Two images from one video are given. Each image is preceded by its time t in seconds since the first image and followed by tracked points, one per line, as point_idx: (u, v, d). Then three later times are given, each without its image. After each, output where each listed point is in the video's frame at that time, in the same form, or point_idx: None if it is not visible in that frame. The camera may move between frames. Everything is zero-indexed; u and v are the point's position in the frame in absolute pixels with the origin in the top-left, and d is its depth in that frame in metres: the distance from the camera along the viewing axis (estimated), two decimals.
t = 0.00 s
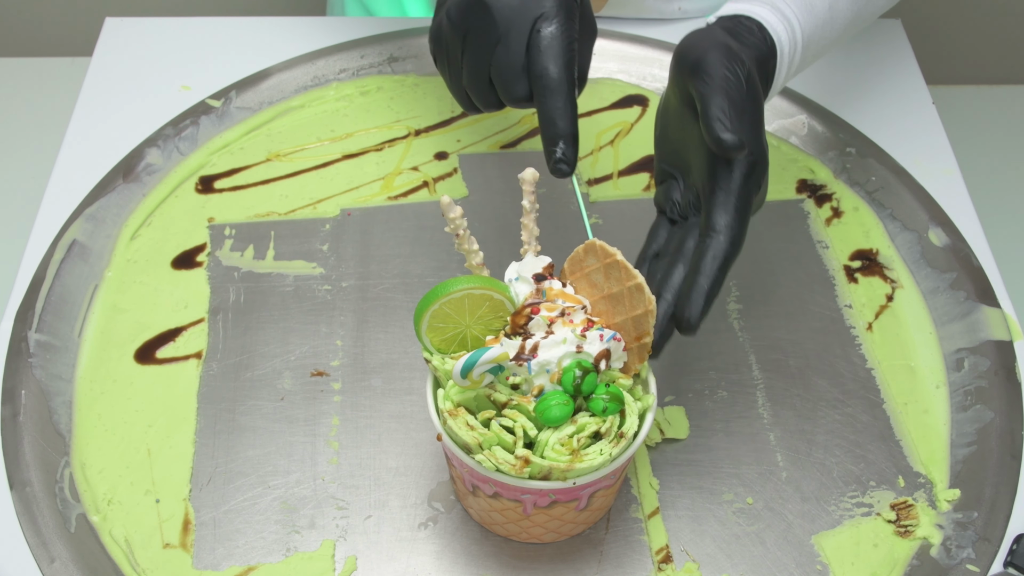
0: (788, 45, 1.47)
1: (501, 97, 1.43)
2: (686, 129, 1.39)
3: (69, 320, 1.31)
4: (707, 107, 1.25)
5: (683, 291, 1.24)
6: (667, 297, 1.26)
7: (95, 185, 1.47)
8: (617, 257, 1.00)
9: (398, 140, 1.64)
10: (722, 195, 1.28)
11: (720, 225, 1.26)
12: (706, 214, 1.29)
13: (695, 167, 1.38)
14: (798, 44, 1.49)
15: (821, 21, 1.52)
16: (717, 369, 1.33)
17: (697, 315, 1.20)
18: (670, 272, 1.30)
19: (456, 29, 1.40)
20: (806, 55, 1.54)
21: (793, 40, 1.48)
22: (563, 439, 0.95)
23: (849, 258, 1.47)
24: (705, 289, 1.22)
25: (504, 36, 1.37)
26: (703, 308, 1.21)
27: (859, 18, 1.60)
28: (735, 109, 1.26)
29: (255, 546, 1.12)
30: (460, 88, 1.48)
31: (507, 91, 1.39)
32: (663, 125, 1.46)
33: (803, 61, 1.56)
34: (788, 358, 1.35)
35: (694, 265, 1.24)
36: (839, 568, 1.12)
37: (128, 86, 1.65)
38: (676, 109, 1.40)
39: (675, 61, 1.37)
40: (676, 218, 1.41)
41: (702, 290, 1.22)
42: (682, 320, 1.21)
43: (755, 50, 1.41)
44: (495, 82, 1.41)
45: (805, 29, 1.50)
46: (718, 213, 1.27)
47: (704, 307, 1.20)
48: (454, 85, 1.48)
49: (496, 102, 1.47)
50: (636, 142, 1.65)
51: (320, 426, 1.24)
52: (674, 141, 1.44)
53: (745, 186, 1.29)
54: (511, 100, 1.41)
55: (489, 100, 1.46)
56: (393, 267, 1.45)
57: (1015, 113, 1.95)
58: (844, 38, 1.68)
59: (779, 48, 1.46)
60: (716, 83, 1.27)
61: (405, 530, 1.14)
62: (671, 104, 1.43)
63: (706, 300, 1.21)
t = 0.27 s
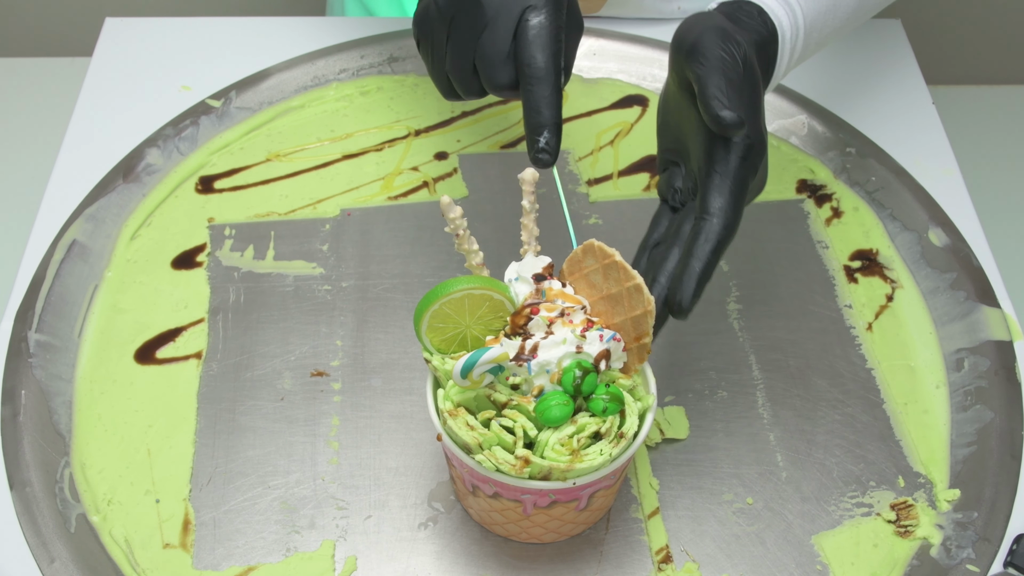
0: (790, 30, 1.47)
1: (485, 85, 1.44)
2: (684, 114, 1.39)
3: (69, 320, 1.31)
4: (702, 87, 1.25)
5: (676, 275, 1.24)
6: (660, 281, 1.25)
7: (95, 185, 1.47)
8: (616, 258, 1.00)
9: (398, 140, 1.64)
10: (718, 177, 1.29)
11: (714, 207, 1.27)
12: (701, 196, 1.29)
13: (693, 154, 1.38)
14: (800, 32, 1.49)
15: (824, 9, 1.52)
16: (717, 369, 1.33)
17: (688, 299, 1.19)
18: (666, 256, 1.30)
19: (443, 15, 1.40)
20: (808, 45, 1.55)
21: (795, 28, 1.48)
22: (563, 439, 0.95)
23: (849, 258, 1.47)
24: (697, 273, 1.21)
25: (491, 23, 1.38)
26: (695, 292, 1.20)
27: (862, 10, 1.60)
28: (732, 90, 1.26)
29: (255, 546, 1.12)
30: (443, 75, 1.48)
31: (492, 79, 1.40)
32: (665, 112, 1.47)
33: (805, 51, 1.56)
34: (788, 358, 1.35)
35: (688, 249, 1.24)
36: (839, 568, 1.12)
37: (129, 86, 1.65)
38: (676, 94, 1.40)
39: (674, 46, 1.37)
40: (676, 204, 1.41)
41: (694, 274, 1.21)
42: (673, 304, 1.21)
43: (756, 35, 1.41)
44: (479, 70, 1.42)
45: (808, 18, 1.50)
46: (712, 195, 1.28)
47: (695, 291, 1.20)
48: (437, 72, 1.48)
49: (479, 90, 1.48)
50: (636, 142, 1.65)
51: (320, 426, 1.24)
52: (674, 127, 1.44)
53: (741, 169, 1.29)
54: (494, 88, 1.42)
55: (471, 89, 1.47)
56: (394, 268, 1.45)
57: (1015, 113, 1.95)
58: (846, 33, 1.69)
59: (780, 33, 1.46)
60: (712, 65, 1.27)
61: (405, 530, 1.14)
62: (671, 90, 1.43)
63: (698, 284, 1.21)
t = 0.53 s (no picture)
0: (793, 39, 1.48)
1: (505, 53, 1.47)
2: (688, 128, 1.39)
3: (70, 321, 1.31)
4: (708, 106, 1.25)
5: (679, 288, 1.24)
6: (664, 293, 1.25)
7: (95, 185, 1.47)
8: (618, 258, 1.00)
9: (398, 140, 1.64)
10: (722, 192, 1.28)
11: (717, 223, 1.26)
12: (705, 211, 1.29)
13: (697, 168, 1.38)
14: (801, 39, 1.49)
15: (825, 15, 1.52)
16: (717, 369, 1.33)
17: (692, 313, 1.19)
18: (669, 268, 1.30)
19: None
20: (809, 51, 1.55)
21: (796, 35, 1.48)
22: (563, 439, 0.95)
23: (849, 258, 1.47)
24: (701, 288, 1.21)
25: None
26: (699, 305, 1.20)
27: (862, 14, 1.60)
28: (737, 107, 1.25)
29: (255, 546, 1.12)
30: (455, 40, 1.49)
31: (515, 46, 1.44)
32: (667, 124, 1.46)
33: (807, 56, 1.56)
34: (788, 359, 1.35)
35: (692, 263, 1.24)
36: (838, 568, 1.12)
37: (129, 86, 1.66)
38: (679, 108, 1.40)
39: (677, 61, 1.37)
40: (679, 215, 1.41)
41: (698, 288, 1.21)
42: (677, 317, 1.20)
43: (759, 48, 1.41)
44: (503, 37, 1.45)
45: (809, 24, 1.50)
46: (716, 210, 1.27)
47: (699, 305, 1.19)
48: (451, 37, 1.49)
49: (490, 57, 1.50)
50: (636, 142, 1.66)
51: (320, 426, 1.24)
52: (677, 140, 1.44)
53: (745, 184, 1.28)
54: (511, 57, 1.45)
55: (484, 55, 1.48)
56: (394, 268, 1.45)
57: (1015, 113, 1.95)
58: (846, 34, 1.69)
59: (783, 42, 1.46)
60: (717, 83, 1.27)
61: (405, 530, 1.14)
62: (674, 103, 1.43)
63: (702, 298, 1.21)
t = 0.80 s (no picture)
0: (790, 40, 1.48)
1: (501, 46, 1.46)
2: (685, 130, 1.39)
3: (70, 320, 1.31)
4: (705, 108, 1.25)
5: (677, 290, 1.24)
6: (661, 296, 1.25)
7: (95, 185, 1.47)
8: (612, 259, 1.00)
9: (398, 140, 1.64)
10: (719, 194, 1.28)
11: (714, 224, 1.26)
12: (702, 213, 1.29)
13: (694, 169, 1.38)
14: (798, 39, 1.49)
15: (822, 16, 1.52)
16: (717, 369, 1.33)
17: (689, 315, 1.19)
18: (667, 271, 1.30)
19: None
20: (806, 52, 1.55)
21: (793, 36, 1.48)
22: (563, 439, 0.95)
23: (849, 258, 1.47)
24: (698, 290, 1.21)
25: None
26: (696, 308, 1.20)
27: (859, 14, 1.60)
28: (733, 109, 1.25)
29: (255, 546, 1.12)
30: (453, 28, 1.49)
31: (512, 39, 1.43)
32: (663, 125, 1.46)
33: (804, 56, 1.56)
34: (788, 359, 1.35)
35: (689, 264, 1.24)
36: (839, 568, 1.12)
37: (129, 86, 1.66)
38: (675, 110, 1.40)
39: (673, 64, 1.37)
40: (676, 216, 1.41)
41: (695, 291, 1.21)
42: (674, 319, 1.20)
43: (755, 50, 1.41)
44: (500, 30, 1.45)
45: (806, 24, 1.50)
46: (713, 212, 1.27)
47: (696, 307, 1.19)
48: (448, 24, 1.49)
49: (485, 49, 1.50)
50: (636, 142, 1.66)
51: (320, 426, 1.24)
52: (673, 142, 1.44)
53: (742, 185, 1.28)
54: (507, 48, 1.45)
55: (479, 44, 1.49)
56: (394, 268, 1.45)
57: (1015, 113, 1.95)
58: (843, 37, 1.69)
59: (778, 42, 1.46)
60: (713, 86, 1.27)
61: (405, 530, 1.14)
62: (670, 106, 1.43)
63: (699, 300, 1.21)
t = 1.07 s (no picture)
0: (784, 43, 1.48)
1: (501, 74, 1.47)
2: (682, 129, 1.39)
3: (70, 320, 1.31)
4: (702, 108, 1.25)
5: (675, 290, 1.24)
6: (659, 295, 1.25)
7: (95, 185, 1.47)
8: (618, 257, 1.00)
9: (398, 140, 1.64)
10: (716, 194, 1.28)
11: (712, 225, 1.26)
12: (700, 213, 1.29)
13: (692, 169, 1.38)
14: (792, 41, 1.49)
15: (817, 17, 1.52)
16: (717, 369, 1.33)
17: (688, 315, 1.19)
18: (664, 270, 1.30)
19: None
20: (799, 53, 1.55)
21: (787, 37, 1.48)
22: (562, 439, 0.95)
23: (849, 258, 1.47)
24: (696, 289, 1.21)
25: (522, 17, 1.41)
26: (695, 307, 1.20)
27: (856, 15, 1.60)
28: (730, 109, 1.26)
29: (255, 546, 1.12)
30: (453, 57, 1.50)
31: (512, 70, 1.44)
32: (660, 125, 1.46)
33: (799, 58, 1.56)
34: (788, 359, 1.35)
35: (687, 264, 1.23)
36: (839, 568, 1.12)
37: (129, 86, 1.66)
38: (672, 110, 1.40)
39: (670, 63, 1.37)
40: (673, 216, 1.41)
41: (694, 290, 1.21)
42: (673, 318, 1.20)
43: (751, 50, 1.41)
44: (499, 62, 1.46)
45: (800, 26, 1.50)
46: (711, 212, 1.27)
47: (695, 307, 1.19)
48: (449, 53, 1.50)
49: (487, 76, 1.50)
50: (636, 142, 1.66)
51: (320, 426, 1.24)
52: (670, 142, 1.44)
53: (740, 185, 1.28)
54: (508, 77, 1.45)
55: (481, 73, 1.49)
56: (394, 268, 1.45)
57: (1015, 113, 1.95)
58: (839, 37, 1.69)
59: (773, 43, 1.46)
60: (710, 86, 1.27)
61: (405, 530, 1.14)
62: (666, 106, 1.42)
63: (698, 299, 1.21)
